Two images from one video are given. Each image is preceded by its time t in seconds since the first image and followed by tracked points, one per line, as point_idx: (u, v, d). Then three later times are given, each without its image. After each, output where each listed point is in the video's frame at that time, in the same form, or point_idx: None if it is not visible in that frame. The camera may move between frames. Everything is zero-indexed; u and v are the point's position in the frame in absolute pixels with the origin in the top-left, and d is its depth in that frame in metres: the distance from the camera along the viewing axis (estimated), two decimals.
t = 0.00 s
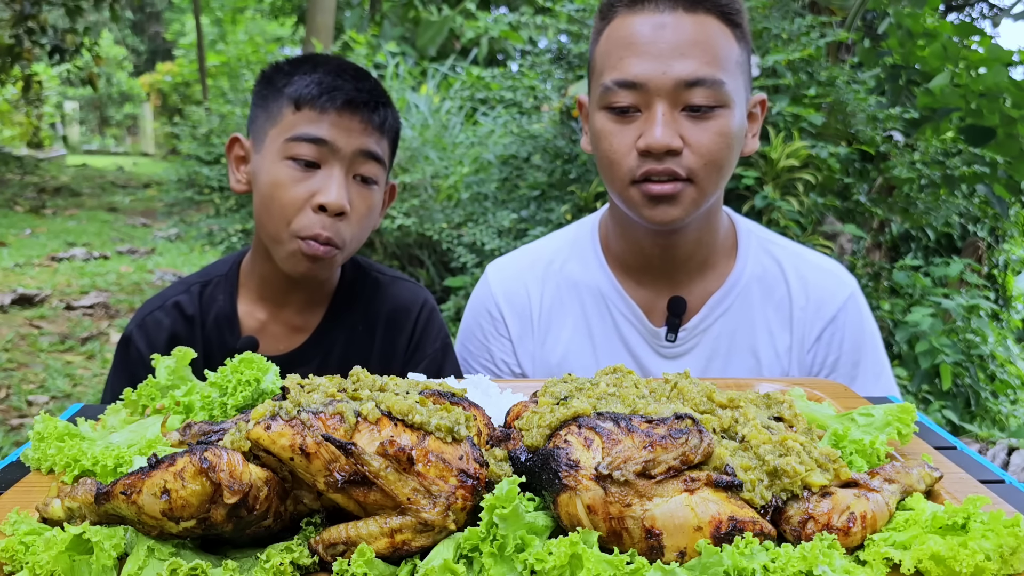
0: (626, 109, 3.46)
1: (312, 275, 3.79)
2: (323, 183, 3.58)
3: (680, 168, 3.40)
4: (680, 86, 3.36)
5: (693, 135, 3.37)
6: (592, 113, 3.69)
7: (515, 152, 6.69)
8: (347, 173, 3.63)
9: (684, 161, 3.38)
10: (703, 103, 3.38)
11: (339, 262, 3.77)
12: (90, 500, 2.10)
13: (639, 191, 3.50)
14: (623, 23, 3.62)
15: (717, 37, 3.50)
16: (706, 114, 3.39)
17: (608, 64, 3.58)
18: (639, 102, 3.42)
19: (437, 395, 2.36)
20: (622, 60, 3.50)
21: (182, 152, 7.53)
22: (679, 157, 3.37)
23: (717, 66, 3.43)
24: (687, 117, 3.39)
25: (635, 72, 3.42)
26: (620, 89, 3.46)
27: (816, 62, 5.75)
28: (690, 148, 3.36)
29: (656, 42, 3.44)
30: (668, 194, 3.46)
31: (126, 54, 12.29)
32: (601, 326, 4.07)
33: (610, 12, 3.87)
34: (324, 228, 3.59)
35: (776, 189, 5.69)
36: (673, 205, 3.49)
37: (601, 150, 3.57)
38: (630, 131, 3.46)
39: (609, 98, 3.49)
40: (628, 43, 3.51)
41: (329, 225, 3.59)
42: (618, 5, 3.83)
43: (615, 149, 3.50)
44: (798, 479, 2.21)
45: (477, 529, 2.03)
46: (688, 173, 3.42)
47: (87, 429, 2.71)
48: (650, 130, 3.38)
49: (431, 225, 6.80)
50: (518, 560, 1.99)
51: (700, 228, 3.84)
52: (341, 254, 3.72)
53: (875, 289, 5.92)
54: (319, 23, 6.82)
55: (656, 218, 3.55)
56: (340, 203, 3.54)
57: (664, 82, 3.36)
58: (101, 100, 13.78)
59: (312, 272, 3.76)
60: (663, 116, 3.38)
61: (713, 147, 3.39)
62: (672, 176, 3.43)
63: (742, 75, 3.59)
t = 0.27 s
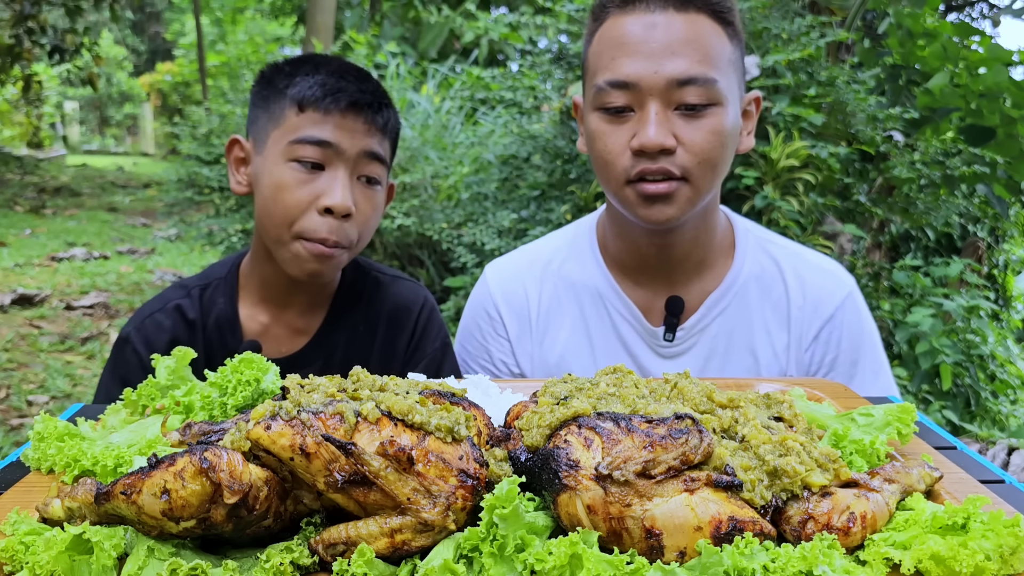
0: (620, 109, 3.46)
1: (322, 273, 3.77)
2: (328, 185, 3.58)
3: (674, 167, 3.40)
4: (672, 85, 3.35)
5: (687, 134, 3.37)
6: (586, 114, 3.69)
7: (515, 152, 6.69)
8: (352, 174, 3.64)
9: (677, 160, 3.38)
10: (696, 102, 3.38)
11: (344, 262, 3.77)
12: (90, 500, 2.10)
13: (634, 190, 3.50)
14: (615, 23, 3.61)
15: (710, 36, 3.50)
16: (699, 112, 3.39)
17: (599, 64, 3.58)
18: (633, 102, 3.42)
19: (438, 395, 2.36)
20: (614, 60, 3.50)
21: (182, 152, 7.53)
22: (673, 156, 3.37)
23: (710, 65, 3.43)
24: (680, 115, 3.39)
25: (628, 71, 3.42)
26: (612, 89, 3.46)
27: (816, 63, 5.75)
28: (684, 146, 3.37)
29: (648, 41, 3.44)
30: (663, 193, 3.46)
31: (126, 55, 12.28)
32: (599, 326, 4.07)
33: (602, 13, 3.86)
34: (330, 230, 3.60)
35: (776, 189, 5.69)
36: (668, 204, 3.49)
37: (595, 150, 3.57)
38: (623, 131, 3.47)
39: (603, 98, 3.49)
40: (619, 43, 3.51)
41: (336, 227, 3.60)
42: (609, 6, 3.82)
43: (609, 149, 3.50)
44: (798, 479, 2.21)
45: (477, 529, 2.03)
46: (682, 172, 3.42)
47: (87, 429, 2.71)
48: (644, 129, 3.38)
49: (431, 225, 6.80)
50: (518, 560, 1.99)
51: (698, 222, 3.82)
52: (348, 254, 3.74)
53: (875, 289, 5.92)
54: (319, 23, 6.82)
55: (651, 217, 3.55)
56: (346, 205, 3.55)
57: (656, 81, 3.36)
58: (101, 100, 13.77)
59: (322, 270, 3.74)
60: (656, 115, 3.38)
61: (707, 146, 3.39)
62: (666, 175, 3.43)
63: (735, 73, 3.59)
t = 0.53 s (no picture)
0: (624, 108, 3.46)
1: (325, 278, 3.77)
2: (330, 187, 3.59)
3: (679, 165, 3.41)
4: (676, 82, 3.36)
5: (691, 131, 3.38)
6: (588, 113, 3.68)
7: (515, 152, 6.69)
8: (353, 176, 3.65)
9: (682, 157, 3.38)
10: (700, 99, 3.38)
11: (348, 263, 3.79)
12: (90, 500, 2.10)
13: (639, 189, 3.51)
14: (617, 22, 3.61)
15: (712, 34, 3.51)
16: (703, 110, 3.40)
17: (602, 63, 3.58)
18: (637, 100, 3.42)
19: (438, 395, 2.36)
20: (617, 59, 3.49)
21: (182, 152, 7.53)
22: (678, 153, 3.38)
23: (712, 63, 3.43)
24: (684, 113, 3.39)
25: (631, 70, 3.42)
26: (616, 87, 3.46)
27: (816, 63, 5.76)
28: (688, 144, 3.37)
29: (651, 39, 3.44)
30: (668, 191, 3.47)
31: (126, 55, 12.28)
32: (598, 324, 4.07)
33: (603, 12, 3.85)
34: (333, 232, 3.62)
35: (776, 189, 5.69)
36: (672, 202, 3.51)
37: (599, 149, 3.57)
38: (628, 129, 3.47)
39: (607, 97, 3.49)
40: (622, 42, 3.50)
41: (338, 228, 3.61)
42: (609, 5, 3.82)
43: (614, 147, 3.50)
44: (798, 479, 2.21)
45: (477, 529, 2.03)
46: (687, 170, 3.43)
47: (87, 429, 2.71)
48: (648, 127, 3.38)
49: (431, 225, 6.81)
50: (518, 560, 1.99)
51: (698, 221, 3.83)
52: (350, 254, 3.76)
53: (875, 289, 5.92)
54: (319, 24, 6.82)
55: (655, 215, 3.56)
56: (348, 207, 3.56)
57: (660, 78, 3.36)
58: (101, 100, 13.75)
59: (327, 273, 3.73)
60: (661, 112, 3.38)
61: (711, 143, 3.39)
62: (671, 173, 3.44)
63: (736, 72, 3.60)
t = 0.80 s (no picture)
0: (651, 96, 3.47)
1: (325, 277, 3.78)
2: (329, 188, 3.59)
3: (702, 155, 3.43)
4: (705, 74, 3.37)
5: (715, 123, 3.40)
6: (610, 99, 3.67)
7: (515, 152, 6.69)
8: (353, 176, 3.65)
9: (706, 149, 3.41)
10: (726, 93, 3.41)
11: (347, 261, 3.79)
12: (90, 500, 2.10)
13: (659, 178, 3.51)
14: (647, 10, 3.61)
15: (740, 30, 3.52)
16: (728, 104, 3.42)
17: (630, 51, 3.57)
18: (664, 88, 3.43)
19: (438, 395, 2.36)
20: (646, 47, 3.49)
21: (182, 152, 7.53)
22: (702, 144, 3.40)
23: (740, 57, 3.45)
24: (710, 105, 3.41)
25: (660, 58, 3.42)
26: (645, 74, 3.46)
27: (816, 63, 5.75)
28: (712, 135, 3.40)
29: (681, 30, 3.44)
30: (688, 181, 3.49)
31: (126, 55, 12.28)
32: (604, 312, 4.06)
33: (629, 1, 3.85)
34: (333, 232, 3.62)
35: (776, 189, 5.69)
36: (690, 193, 3.53)
37: (621, 134, 3.56)
38: (653, 116, 3.47)
39: (634, 83, 3.49)
40: (652, 30, 3.50)
41: (338, 228, 3.61)
42: None
43: (637, 133, 3.50)
44: (798, 479, 2.21)
45: (477, 529, 2.03)
46: (708, 161, 3.45)
47: (87, 429, 2.71)
48: (675, 116, 3.40)
49: (431, 225, 6.81)
50: (518, 560, 1.99)
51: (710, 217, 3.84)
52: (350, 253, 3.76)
53: (875, 289, 5.92)
54: (319, 24, 6.82)
55: (671, 206, 3.57)
56: (348, 207, 3.56)
57: (690, 69, 3.38)
58: (101, 100, 13.74)
59: (325, 272, 3.74)
60: (688, 102, 3.40)
61: (734, 136, 3.43)
62: (693, 163, 3.46)
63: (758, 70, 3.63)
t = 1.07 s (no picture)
0: (690, 86, 3.47)
1: (323, 277, 3.78)
2: (327, 186, 3.58)
3: (734, 149, 3.46)
4: (745, 72, 3.39)
5: (750, 120, 3.44)
6: (645, 85, 3.66)
7: (515, 152, 6.69)
8: (350, 175, 3.64)
9: (739, 143, 3.45)
10: (761, 91, 3.44)
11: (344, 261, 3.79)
12: (90, 500, 2.10)
13: (689, 165, 3.53)
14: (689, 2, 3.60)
15: (780, 29, 3.54)
16: (762, 102, 3.46)
17: (671, 41, 3.56)
18: (704, 80, 3.45)
19: (437, 395, 2.36)
20: (688, 38, 3.50)
21: (182, 152, 7.53)
22: (736, 139, 3.44)
23: (776, 56, 3.48)
24: (746, 102, 3.44)
25: (702, 51, 3.44)
26: (687, 65, 3.46)
27: (815, 63, 5.70)
28: (745, 130, 3.43)
29: (722, 25, 3.45)
30: (715, 171, 3.51)
31: (126, 54, 12.28)
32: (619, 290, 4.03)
33: None
34: (331, 231, 3.61)
35: (776, 189, 5.70)
36: (719, 183, 3.55)
37: (655, 120, 3.55)
38: (691, 106, 3.47)
39: (675, 73, 3.49)
40: (694, 23, 3.50)
41: (335, 228, 3.61)
42: None
43: (672, 120, 3.50)
44: (798, 479, 2.21)
45: (477, 529, 2.03)
46: (738, 155, 3.49)
47: (87, 429, 2.71)
48: (712, 110, 3.42)
49: (431, 225, 6.82)
50: (518, 560, 1.99)
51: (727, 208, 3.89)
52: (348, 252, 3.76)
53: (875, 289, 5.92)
54: (319, 24, 6.82)
55: (697, 193, 3.59)
56: (347, 207, 3.57)
57: (731, 65, 3.40)
58: (101, 100, 13.72)
59: (324, 272, 3.75)
60: (725, 97, 3.42)
61: (765, 133, 3.47)
62: (723, 156, 3.48)
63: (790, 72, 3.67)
